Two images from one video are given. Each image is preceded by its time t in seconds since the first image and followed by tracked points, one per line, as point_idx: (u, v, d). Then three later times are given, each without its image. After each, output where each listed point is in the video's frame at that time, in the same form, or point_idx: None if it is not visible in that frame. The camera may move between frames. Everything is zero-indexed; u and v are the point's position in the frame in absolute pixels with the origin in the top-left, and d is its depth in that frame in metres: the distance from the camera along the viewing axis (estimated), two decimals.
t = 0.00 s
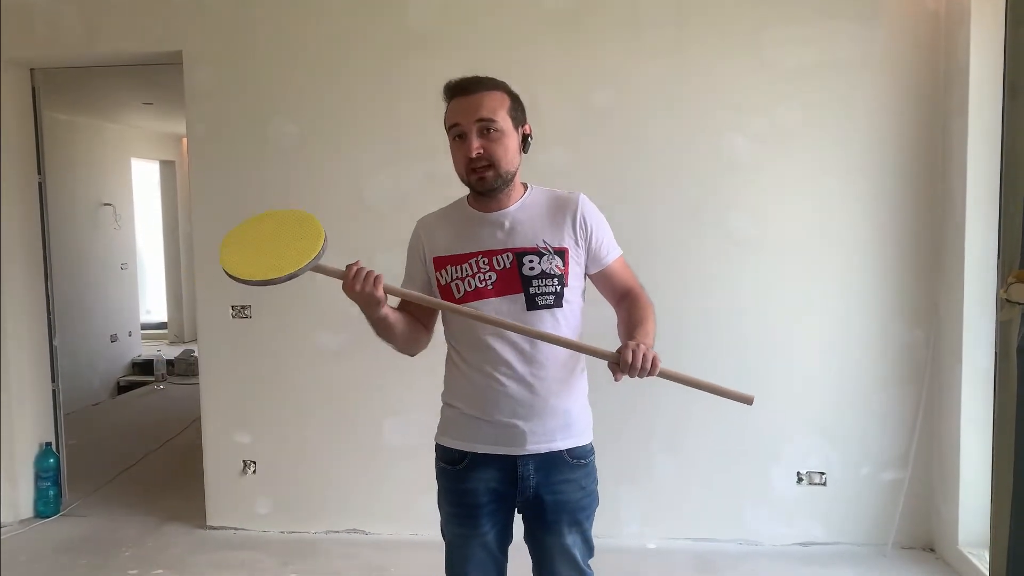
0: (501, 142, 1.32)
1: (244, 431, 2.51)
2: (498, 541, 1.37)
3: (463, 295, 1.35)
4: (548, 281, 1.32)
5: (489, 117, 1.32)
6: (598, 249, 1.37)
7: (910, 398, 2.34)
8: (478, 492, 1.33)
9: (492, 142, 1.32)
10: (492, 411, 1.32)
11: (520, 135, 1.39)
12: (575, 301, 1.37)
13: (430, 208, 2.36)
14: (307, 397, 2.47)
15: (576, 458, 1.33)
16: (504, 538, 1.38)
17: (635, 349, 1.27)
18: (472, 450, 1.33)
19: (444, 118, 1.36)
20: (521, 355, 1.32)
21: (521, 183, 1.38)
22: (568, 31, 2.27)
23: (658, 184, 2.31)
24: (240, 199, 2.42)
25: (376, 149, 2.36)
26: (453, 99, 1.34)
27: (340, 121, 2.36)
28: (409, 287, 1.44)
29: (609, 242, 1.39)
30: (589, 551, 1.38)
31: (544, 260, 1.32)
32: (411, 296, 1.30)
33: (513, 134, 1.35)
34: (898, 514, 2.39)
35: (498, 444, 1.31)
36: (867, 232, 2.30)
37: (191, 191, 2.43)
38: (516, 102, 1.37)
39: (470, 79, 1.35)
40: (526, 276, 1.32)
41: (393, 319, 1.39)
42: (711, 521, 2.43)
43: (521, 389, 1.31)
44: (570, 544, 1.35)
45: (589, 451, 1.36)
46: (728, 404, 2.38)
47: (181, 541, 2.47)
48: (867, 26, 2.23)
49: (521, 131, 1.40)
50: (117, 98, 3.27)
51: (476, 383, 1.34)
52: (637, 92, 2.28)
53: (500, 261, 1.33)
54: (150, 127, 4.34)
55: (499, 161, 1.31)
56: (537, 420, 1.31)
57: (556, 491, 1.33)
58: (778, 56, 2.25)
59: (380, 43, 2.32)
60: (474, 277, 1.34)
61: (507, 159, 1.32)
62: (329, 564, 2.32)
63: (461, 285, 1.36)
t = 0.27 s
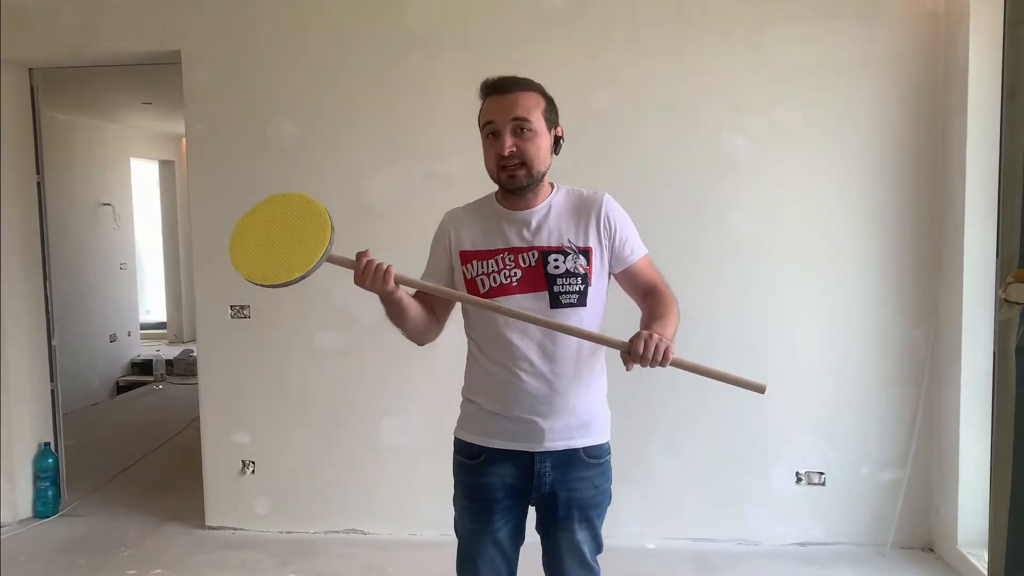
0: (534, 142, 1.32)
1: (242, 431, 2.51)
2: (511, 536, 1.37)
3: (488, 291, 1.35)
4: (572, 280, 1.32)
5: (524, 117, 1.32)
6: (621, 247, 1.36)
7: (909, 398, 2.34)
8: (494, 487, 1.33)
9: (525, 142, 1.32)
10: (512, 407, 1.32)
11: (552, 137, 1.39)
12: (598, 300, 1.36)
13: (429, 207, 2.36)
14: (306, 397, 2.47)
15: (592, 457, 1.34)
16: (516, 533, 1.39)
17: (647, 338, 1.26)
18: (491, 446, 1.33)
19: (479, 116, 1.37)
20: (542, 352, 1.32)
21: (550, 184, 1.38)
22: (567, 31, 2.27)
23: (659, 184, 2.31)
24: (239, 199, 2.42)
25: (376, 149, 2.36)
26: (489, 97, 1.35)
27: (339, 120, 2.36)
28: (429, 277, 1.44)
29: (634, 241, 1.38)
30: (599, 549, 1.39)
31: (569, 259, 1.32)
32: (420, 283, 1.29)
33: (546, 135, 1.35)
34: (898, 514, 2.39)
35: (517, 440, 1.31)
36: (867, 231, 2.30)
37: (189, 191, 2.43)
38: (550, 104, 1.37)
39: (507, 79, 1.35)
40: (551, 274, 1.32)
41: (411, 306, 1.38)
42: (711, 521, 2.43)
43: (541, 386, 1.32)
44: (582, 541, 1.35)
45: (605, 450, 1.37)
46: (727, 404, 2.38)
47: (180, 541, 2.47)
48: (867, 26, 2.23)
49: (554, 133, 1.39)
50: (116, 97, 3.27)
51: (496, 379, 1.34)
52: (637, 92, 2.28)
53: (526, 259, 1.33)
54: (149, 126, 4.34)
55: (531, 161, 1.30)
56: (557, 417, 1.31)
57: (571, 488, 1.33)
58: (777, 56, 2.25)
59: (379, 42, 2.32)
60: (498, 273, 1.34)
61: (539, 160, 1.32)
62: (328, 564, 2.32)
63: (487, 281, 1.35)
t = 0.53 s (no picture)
0: (557, 142, 1.32)
1: (243, 430, 2.51)
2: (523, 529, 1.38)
3: (506, 283, 1.34)
4: (590, 278, 1.32)
5: (548, 117, 1.32)
6: (639, 245, 1.35)
7: (909, 396, 2.34)
8: (508, 481, 1.34)
9: (548, 142, 1.32)
10: (526, 400, 1.32)
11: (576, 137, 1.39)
12: (614, 300, 1.36)
13: (430, 206, 2.36)
14: (307, 395, 2.47)
15: (604, 452, 1.34)
16: (528, 526, 1.40)
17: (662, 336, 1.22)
18: (505, 439, 1.33)
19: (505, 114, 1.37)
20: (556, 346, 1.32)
21: (572, 184, 1.38)
22: (567, 29, 2.27)
23: (659, 183, 2.31)
24: (239, 198, 2.42)
25: (376, 147, 2.36)
26: (514, 96, 1.35)
27: (339, 119, 2.36)
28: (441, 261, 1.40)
29: (652, 238, 1.37)
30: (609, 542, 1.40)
31: (587, 257, 1.32)
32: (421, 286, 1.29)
33: (569, 135, 1.35)
34: (898, 512, 2.39)
35: (531, 434, 1.31)
36: (868, 229, 2.30)
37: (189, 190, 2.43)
38: (575, 104, 1.37)
39: (533, 78, 1.35)
40: (570, 271, 1.32)
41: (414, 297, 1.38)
42: (711, 518, 2.43)
43: (555, 379, 1.31)
44: (593, 534, 1.36)
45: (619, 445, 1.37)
46: (728, 402, 2.38)
47: (180, 540, 2.47)
48: (867, 24, 2.23)
49: (577, 133, 1.39)
50: (116, 97, 3.27)
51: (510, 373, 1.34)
52: (637, 91, 2.28)
53: (546, 254, 1.33)
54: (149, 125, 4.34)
55: (553, 161, 1.30)
56: (571, 411, 1.31)
57: (584, 483, 1.33)
58: (778, 54, 2.25)
59: (379, 41, 2.32)
60: (519, 266, 1.34)
61: (562, 160, 1.32)
62: (328, 563, 2.32)
63: (506, 273, 1.34)
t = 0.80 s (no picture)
0: (568, 143, 1.33)
1: (243, 429, 2.51)
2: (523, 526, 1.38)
3: (513, 281, 1.34)
4: (598, 278, 1.32)
5: (559, 118, 1.33)
6: (648, 246, 1.36)
7: (910, 396, 2.34)
8: (510, 479, 1.33)
9: (559, 142, 1.33)
10: (529, 399, 1.32)
11: (588, 140, 1.39)
12: (621, 300, 1.36)
13: (430, 206, 2.36)
14: (307, 395, 2.47)
15: (605, 450, 1.33)
16: (528, 524, 1.40)
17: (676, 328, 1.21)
18: (506, 437, 1.33)
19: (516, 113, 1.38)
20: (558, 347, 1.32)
21: (580, 186, 1.38)
22: (567, 28, 2.27)
23: (659, 183, 2.31)
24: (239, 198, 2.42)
25: (376, 147, 2.36)
26: (528, 96, 1.36)
27: (339, 119, 2.36)
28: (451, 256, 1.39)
29: (660, 238, 1.37)
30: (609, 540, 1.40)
31: (596, 257, 1.32)
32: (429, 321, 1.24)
33: (580, 137, 1.36)
34: (898, 511, 2.39)
35: (533, 433, 1.31)
36: (868, 228, 2.30)
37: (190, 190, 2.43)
38: (589, 107, 1.38)
39: (547, 79, 1.36)
40: (577, 270, 1.32)
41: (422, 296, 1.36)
42: (712, 517, 2.43)
43: (558, 377, 1.31)
44: (593, 531, 1.36)
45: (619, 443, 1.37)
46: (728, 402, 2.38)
47: (181, 539, 2.48)
48: (867, 24, 2.22)
49: (590, 136, 1.40)
50: (116, 96, 3.28)
51: (512, 371, 1.34)
52: (637, 91, 2.28)
53: (554, 253, 1.33)
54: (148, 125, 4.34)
55: (561, 160, 1.31)
56: (573, 409, 1.31)
57: (584, 481, 1.33)
58: (778, 53, 2.25)
59: (379, 40, 2.32)
60: (528, 264, 1.33)
61: (571, 160, 1.33)
62: (329, 563, 2.32)
63: (515, 271, 1.34)
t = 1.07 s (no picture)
0: (568, 140, 1.34)
1: (245, 429, 2.51)
2: (524, 527, 1.38)
3: (509, 281, 1.33)
4: (593, 275, 1.32)
5: (560, 115, 1.34)
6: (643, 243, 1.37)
7: (912, 395, 2.34)
8: (510, 480, 1.33)
9: (559, 138, 1.34)
10: (528, 399, 1.31)
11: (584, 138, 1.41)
12: (614, 297, 1.37)
13: (431, 206, 2.36)
14: (309, 395, 2.47)
15: (604, 449, 1.34)
16: (528, 524, 1.40)
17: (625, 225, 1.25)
18: (505, 438, 1.32)
19: (516, 109, 1.39)
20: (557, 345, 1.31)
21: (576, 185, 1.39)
22: (568, 28, 2.26)
23: (660, 182, 2.30)
24: (241, 197, 2.42)
25: (377, 147, 2.36)
26: (527, 92, 1.37)
27: (341, 119, 2.36)
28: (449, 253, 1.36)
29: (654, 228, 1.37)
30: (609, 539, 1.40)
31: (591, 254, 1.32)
32: (456, 288, 1.21)
33: (579, 134, 1.37)
34: (900, 511, 2.39)
35: (532, 433, 1.31)
36: (870, 228, 2.30)
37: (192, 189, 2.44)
38: (587, 106, 1.40)
39: (546, 76, 1.38)
40: (573, 269, 1.32)
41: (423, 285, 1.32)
42: (714, 517, 2.43)
43: (557, 376, 1.31)
44: (592, 530, 1.37)
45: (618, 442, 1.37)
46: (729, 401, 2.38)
47: (183, 539, 2.48)
48: (868, 22, 2.22)
49: (586, 135, 1.42)
50: (117, 96, 3.28)
51: (511, 371, 1.34)
52: (638, 90, 2.28)
53: (549, 251, 1.32)
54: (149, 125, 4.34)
55: (562, 157, 1.32)
56: (572, 409, 1.31)
57: (584, 481, 1.33)
58: (779, 53, 2.25)
59: (381, 39, 2.32)
60: (523, 263, 1.33)
61: (570, 157, 1.34)
62: (331, 562, 2.33)
63: (511, 270, 1.33)
